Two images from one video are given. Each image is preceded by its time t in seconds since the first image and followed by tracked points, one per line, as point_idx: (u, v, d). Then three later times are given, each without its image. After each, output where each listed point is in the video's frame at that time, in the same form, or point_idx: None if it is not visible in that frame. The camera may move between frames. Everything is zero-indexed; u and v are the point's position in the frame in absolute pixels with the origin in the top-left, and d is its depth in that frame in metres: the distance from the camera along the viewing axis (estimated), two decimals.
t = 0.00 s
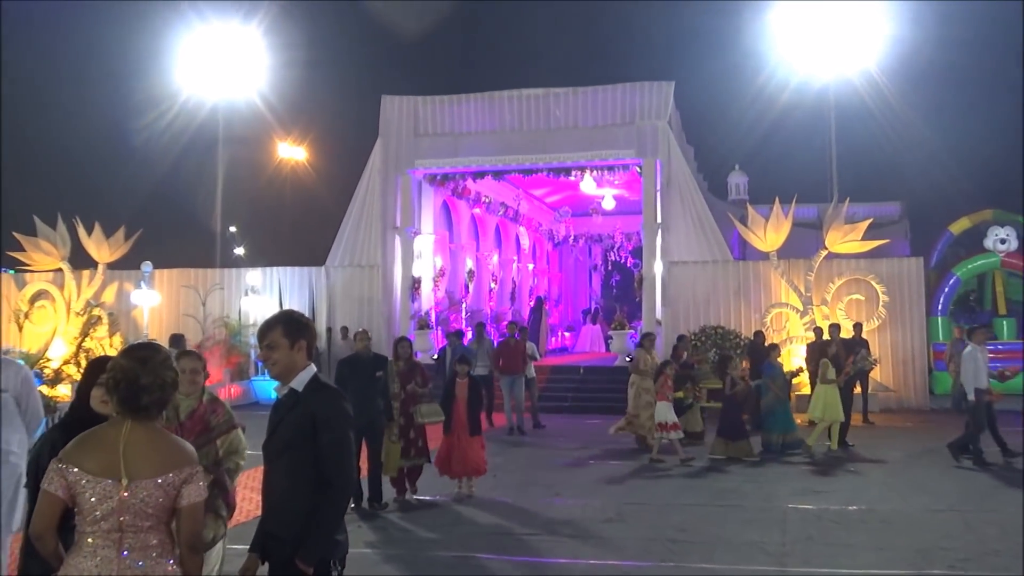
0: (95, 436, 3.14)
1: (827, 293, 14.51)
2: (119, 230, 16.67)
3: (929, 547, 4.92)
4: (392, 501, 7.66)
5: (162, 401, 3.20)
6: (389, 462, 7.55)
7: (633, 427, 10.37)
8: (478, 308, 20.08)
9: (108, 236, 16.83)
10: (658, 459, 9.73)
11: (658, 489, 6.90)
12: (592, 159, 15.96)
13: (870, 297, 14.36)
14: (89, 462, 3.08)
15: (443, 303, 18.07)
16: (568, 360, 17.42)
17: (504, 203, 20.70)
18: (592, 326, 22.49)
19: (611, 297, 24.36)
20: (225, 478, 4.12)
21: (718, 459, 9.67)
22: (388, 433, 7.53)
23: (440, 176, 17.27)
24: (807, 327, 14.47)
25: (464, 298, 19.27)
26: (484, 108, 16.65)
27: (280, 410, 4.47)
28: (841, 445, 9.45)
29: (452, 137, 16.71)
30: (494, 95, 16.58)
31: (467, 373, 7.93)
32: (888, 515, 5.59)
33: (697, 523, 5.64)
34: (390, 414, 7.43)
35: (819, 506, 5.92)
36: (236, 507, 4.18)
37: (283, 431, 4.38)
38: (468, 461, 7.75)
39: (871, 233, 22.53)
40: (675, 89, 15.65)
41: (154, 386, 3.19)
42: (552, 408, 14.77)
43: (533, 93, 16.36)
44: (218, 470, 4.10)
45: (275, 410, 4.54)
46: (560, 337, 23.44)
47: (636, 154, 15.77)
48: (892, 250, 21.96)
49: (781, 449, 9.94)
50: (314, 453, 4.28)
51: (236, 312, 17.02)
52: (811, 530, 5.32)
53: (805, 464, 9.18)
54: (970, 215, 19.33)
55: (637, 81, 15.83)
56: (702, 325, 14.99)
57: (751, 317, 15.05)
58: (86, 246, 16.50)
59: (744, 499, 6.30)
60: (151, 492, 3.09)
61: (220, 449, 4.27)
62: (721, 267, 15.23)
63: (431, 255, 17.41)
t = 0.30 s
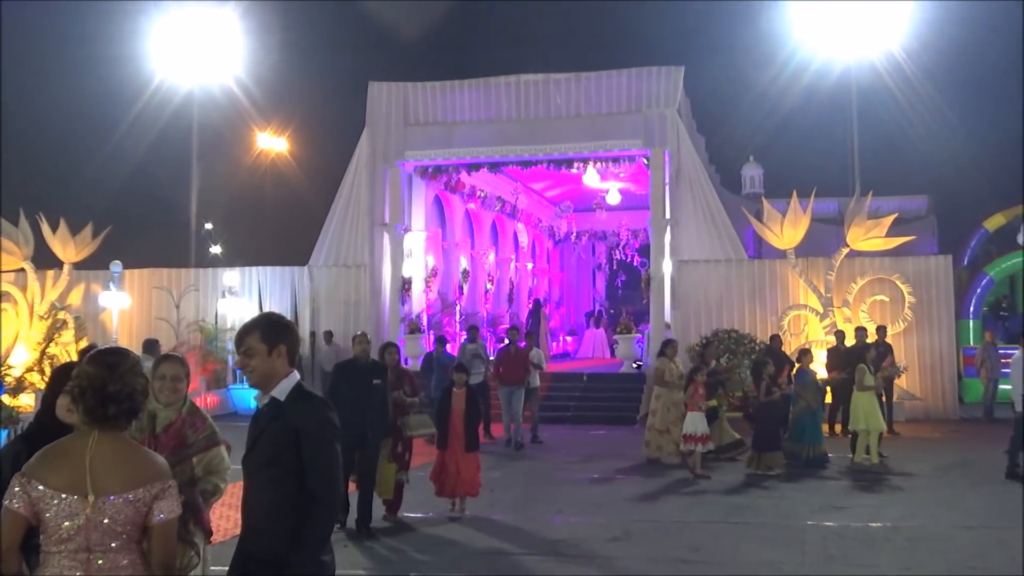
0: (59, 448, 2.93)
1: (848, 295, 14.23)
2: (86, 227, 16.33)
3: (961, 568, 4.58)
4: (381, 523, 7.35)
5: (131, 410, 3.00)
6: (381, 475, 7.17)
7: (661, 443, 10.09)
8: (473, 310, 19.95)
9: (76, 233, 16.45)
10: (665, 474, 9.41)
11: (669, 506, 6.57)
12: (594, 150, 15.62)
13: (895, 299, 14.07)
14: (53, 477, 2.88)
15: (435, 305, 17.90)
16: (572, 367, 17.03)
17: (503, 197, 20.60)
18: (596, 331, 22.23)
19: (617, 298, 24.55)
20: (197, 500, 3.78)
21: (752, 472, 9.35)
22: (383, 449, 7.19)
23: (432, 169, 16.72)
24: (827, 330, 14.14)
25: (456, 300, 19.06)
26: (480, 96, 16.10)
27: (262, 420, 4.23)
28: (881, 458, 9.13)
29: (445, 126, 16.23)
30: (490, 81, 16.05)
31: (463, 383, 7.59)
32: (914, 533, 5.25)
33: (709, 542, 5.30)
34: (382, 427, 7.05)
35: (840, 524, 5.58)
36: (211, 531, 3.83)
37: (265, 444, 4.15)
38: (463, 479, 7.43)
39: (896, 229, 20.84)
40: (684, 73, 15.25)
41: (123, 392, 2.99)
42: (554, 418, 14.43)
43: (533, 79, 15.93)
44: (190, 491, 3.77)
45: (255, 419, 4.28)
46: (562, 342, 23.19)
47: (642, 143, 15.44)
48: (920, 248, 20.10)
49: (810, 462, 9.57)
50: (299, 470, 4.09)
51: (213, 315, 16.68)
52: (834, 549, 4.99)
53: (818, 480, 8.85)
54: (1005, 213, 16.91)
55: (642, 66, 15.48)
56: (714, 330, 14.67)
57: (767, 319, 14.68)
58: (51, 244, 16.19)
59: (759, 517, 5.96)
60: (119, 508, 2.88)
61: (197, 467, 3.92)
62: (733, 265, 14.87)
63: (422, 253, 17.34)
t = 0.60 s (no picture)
0: (28, 463, 2.85)
1: (875, 300, 13.90)
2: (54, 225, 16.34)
3: None
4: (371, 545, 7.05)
5: (101, 422, 2.91)
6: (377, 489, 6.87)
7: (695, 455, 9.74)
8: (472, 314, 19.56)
9: (43, 231, 16.59)
10: (675, 490, 9.22)
11: (684, 524, 6.39)
12: (602, 141, 15.32)
13: (927, 303, 13.75)
14: (22, 494, 2.79)
15: (430, 307, 17.58)
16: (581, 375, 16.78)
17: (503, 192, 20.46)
18: (603, 336, 22.07)
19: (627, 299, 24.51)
20: (170, 525, 3.45)
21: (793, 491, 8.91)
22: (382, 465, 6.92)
23: (426, 161, 16.70)
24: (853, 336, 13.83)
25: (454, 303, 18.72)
26: (479, 83, 15.83)
27: (243, 433, 4.03)
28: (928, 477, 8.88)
29: (442, 116, 15.96)
30: (489, 68, 15.76)
31: (463, 393, 7.35)
32: (944, 556, 5.11)
33: (729, 563, 5.14)
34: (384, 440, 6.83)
35: (864, 545, 5.44)
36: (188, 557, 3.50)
37: (246, 460, 3.96)
38: (466, 496, 7.12)
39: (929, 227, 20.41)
40: (700, 58, 14.90)
41: (94, 404, 2.90)
42: (558, 430, 14.09)
43: (536, 65, 15.61)
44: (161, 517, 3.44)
45: (236, 432, 4.07)
46: (568, 347, 22.87)
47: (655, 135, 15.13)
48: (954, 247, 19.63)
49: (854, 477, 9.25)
50: (283, 486, 3.92)
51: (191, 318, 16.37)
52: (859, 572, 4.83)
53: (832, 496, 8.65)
54: None
55: (653, 53, 15.16)
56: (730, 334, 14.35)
57: (789, 324, 14.35)
58: (19, 241, 16.33)
59: (778, 536, 5.80)
60: (90, 527, 2.77)
61: (171, 489, 3.61)
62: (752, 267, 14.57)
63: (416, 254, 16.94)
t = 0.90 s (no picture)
0: None
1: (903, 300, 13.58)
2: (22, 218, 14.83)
3: None
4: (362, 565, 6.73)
5: (69, 430, 2.80)
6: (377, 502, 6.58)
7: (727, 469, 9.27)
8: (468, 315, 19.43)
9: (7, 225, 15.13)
10: (685, 503, 9.08)
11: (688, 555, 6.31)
12: (609, 129, 14.99)
13: (958, 303, 13.42)
14: None
15: (423, 308, 17.35)
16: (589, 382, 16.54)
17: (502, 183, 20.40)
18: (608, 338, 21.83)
19: (636, 298, 24.88)
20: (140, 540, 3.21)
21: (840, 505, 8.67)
22: (387, 489, 6.60)
23: (419, 151, 16.30)
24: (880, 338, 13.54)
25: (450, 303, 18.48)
26: (476, 66, 15.48)
27: (220, 444, 3.75)
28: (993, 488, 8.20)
29: (438, 101, 15.62)
30: (486, 50, 15.45)
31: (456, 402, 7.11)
32: None
33: None
34: (378, 455, 6.51)
35: None
36: None
37: (222, 472, 3.69)
38: (468, 517, 6.91)
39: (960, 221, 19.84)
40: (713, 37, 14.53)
41: (64, 412, 2.81)
42: (563, 439, 13.82)
43: (538, 45, 15.27)
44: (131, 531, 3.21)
45: (213, 443, 3.80)
46: (573, 351, 22.65)
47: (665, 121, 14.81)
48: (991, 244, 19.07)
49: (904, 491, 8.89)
50: (263, 501, 3.64)
51: (165, 319, 16.05)
52: None
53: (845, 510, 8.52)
54: None
55: (665, 33, 14.78)
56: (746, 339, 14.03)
57: (811, 326, 14.06)
58: None
59: None
60: (59, 544, 2.67)
61: (134, 499, 3.65)
62: (769, 264, 14.32)
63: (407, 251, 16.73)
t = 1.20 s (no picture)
0: None
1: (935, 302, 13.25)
2: None
3: None
4: None
5: (23, 440, 2.74)
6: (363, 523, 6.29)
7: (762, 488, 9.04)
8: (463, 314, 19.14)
9: None
10: (697, 518, 9.03)
11: None
12: (617, 112, 14.58)
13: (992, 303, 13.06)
14: None
15: (414, 307, 16.99)
16: (593, 387, 16.30)
17: (499, 171, 20.24)
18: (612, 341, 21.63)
19: (644, 297, 25.17)
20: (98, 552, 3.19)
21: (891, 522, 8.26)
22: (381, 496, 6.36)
23: (411, 137, 15.97)
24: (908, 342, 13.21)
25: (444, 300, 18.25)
26: (473, 45, 15.04)
27: (195, 454, 3.48)
28: None
29: (432, 82, 15.20)
30: (482, 29, 15.00)
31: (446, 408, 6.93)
32: None
33: None
34: (373, 453, 6.31)
35: None
36: None
37: (197, 483, 3.41)
38: (452, 532, 6.76)
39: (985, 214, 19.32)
40: (729, 19, 14.16)
41: (19, 421, 2.73)
42: (567, 450, 13.57)
43: (542, 25, 14.82)
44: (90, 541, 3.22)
45: (186, 453, 3.53)
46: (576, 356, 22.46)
47: (676, 104, 14.45)
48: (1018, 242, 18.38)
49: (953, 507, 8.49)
50: (241, 514, 3.37)
51: (136, 318, 16.03)
52: None
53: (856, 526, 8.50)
54: None
55: (678, 11, 14.39)
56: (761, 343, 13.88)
57: (833, 327, 13.80)
58: None
59: None
60: (27, 556, 2.64)
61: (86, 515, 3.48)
62: (790, 260, 14.03)
63: (395, 244, 16.40)
